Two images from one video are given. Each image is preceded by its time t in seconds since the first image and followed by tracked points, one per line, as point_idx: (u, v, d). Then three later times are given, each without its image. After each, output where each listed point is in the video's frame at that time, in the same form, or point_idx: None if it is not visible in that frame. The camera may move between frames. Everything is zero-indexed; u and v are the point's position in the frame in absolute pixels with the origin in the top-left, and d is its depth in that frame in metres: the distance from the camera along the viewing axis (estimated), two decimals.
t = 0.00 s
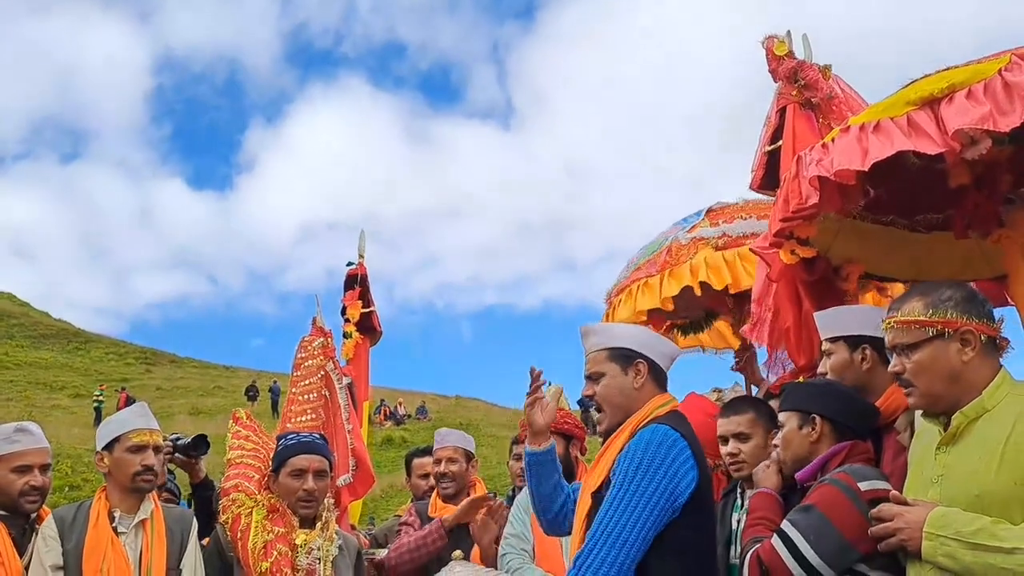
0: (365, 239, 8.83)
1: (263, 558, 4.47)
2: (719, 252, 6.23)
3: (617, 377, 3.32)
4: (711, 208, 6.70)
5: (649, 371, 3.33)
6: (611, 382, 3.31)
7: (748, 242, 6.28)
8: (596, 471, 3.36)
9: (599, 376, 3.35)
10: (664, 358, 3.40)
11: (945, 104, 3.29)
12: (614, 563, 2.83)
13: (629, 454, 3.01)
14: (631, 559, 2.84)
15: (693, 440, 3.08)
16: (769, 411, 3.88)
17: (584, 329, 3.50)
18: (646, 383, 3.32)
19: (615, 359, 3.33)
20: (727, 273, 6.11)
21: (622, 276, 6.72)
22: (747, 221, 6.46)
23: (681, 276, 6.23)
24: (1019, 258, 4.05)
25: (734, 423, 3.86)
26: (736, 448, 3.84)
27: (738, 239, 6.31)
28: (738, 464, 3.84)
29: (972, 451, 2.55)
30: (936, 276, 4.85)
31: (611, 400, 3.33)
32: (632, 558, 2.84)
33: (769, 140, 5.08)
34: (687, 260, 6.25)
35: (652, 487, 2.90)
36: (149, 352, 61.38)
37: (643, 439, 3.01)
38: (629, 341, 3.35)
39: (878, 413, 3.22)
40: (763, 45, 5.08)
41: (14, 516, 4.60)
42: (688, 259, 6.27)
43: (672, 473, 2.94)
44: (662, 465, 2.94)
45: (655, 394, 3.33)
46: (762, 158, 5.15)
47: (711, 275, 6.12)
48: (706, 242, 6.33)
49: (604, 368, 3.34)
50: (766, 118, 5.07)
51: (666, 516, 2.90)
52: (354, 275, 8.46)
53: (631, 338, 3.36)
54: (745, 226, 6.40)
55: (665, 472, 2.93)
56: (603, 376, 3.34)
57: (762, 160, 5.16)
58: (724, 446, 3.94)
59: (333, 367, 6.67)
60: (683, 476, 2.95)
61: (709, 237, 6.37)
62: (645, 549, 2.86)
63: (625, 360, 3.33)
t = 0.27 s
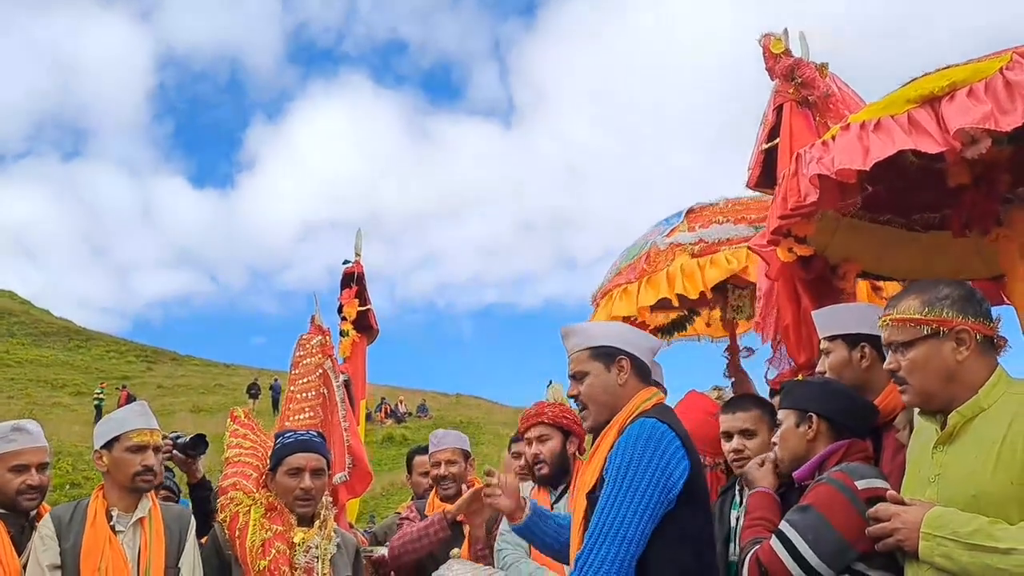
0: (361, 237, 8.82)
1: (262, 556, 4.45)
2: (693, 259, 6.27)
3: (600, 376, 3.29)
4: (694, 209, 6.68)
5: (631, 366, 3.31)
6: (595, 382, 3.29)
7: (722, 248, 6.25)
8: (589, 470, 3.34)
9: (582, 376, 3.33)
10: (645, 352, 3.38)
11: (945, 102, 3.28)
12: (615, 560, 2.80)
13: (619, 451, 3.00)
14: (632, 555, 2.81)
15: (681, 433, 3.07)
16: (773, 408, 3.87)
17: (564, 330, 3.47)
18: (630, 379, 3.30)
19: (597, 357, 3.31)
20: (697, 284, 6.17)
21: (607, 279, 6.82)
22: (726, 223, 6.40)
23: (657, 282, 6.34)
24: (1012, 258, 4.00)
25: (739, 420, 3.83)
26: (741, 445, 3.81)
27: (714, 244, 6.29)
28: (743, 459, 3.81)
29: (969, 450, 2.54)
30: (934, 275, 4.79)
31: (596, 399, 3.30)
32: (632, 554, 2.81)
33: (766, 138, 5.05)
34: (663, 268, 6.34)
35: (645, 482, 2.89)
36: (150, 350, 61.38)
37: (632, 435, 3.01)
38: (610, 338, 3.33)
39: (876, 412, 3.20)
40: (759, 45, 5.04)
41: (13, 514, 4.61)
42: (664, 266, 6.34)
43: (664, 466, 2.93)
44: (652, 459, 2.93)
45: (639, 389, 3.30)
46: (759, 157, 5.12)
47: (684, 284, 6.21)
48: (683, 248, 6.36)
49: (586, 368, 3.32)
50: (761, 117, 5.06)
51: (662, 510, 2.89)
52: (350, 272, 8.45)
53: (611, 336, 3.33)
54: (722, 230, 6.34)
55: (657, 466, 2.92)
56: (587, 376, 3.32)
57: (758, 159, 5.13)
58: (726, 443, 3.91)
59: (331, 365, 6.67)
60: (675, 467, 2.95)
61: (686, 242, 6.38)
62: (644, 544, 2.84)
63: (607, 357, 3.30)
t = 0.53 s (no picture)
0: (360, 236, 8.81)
1: (263, 555, 4.44)
2: (687, 261, 6.28)
3: (589, 376, 3.28)
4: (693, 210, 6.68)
5: (620, 363, 3.30)
6: (585, 382, 3.28)
7: (717, 251, 6.27)
8: (585, 468, 3.33)
9: (570, 377, 3.32)
10: (634, 349, 3.36)
11: (949, 98, 3.27)
12: (611, 560, 2.79)
13: (610, 450, 2.99)
14: (629, 553, 2.80)
15: (673, 427, 3.05)
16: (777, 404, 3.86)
17: (552, 332, 3.46)
18: (618, 377, 3.29)
19: (585, 356, 3.30)
20: (690, 287, 6.19)
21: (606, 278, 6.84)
22: (723, 226, 6.40)
23: (651, 283, 6.35)
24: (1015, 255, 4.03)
25: (744, 415, 3.82)
26: (745, 440, 3.79)
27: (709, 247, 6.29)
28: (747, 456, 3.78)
29: (966, 450, 2.52)
30: (934, 274, 4.76)
31: (585, 399, 3.29)
32: (628, 552, 2.80)
33: (766, 133, 5.03)
34: (658, 269, 6.36)
35: (637, 480, 2.88)
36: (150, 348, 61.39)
37: (622, 432, 2.99)
38: (597, 338, 3.31)
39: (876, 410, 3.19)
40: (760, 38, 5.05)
41: (13, 513, 4.61)
42: (659, 268, 6.37)
43: (656, 462, 2.91)
44: (643, 456, 2.92)
45: (629, 386, 3.29)
46: (759, 153, 5.10)
47: (678, 286, 6.23)
48: (678, 250, 6.37)
49: (574, 369, 3.31)
50: (762, 112, 5.04)
51: (656, 506, 2.87)
52: (349, 271, 8.44)
53: (598, 335, 3.32)
54: (719, 233, 6.34)
55: (649, 462, 2.90)
56: (575, 377, 3.31)
57: (758, 154, 5.11)
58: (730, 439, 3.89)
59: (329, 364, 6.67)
60: (667, 463, 2.92)
61: (682, 244, 6.38)
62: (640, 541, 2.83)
63: (594, 357, 3.29)
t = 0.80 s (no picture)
0: (359, 234, 8.80)
1: (263, 554, 4.44)
2: (693, 256, 6.24)
3: (586, 376, 3.28)
4: (708, 208, 6.66)
5: (616, 361, 3.29)
6: (582, 382, 3.28)
7: (724, 247, 6.19)
8: (584, 467, 3.32)
9: (569, 378, 3.33)
10: (629, 346, 3.35)
11: (955, 92, 3.25)
12: (612, 562, 2.78)
13: (609, 451, 2.98)
14: (630, 555, 2.79)
15: (671, 426, 3.04)
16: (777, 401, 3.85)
17: (550, 334, 3.47)
18: (615, 375, 3.28)
19: (581, 356, 3.30)
20: (694, 281, 6.14)
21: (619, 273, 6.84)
22: (732, 224, 6.35)
23: (659, 278, 6.33)
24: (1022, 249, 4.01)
25: (746, 413, 3.81)
26: (746, 437, 3.77)
27: (716, 242, 6.23)
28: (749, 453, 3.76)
29: (965, 450, 2.51)
30: (936, 271, 4.76)
31: (584, 399, 3.30)
32: (628, 554, 2.80)
33: (768, 129, 5.04)
34: (665, 264, 6.34)
35: (636, 481, 2.87)
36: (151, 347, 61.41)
37: (620, 433, 2.99)
38: (592, 337, 3.31)
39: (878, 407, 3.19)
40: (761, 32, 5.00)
41: (13, 511, 4.61)
42: (667, 263, 6.34)
43: (655, 462, 2.90)
44: (642, 456, 2.91)
45: (628, 385, 3.28)
46: (761, 148, 5.11)
47: (683, 280, 6.19)
48: (685, 246, 6.34)
49: (572, 369, 3.31)
50: (765, 108, 5.02)
51: (656, 506, 2.87)
52: (348, 269, 8.43)
53: (593, 334, 3.33)
54: (727, 230, 6.29)
55: (648, 463, 2.89)
56: (573, 377, 3.32)
57: (761, 149, 5.12)
58: (731, 437, 3.87)
59: (329, 362, 6.65)
60: (666, 463, 2.91)
61: (690, 240, 6.35)
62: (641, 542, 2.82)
63: (590, 357, 3.29)
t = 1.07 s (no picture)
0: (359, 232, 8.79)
1: (263, 552, 4.43)
2: (692, 255, 6.23)
3: (590, 376, 3.27)
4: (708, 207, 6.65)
5: (621, 361, 3.27)
6: (587, 383, 3.27)
7: (720, 243, 6.18)
8: (581, 464, 3.30)
9: (573, 378, 3.31)
10: (634, 345, 3.33)
11: (953, 89, 3.24)
12: (597, 561, 2.77)
13: (604, 450, 2.97)
14: (617, 553, 2.78)
15: (669, 427, 3.02)
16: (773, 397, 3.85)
17: (553, 334, 3.45)
18: (620, 375, 3.27)
19: (585, 356, 3.28)
20: (694, 281, 6.13)
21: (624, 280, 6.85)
22: (730, 221, 6.33)
23: (661, 279, 6.32)
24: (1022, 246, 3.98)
25: (742, 410, 3.79)
26: (744, 435, 3.76)
27: (714, 241, 6.22)
28: (746, 451, 3.75)
29: (964, 448, 2.50)
30: (937, 264, 4.76)
31: (589, 400, 3.29)
32: (615, 554, 2.78)
33: (768, 125, 5.02)
34: (665, 265, 6.33)
35: (627, 482, 2.86)
36: (152, 345, 61.42)
37: (618, 431, 2.97)
38: (595, 337, 3.29)
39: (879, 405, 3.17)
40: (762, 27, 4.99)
41: (12, 510, 4.60)
42: (667, 263, 6.33)
43: (650, 463, 2.89)
44: (635, 457, 2.89)
45: (632, 385, 3.27)
46: (761, 144, 5.09)
47: (684, 280, 6.17)
48: (684, 246, 6.33)
49: (576, 370, 3.30)
50: (765, 104, 5.00)
51: (648, 507, 2.85)
52: (348, 267, 8.42)
53: (597, 334, 3.30)
54: (725, 226, 6.28)
55: (641, 464, 2.88)
56: (578, 378, 3.30)
57: (761, 145, 5.10)
58: (728, 435, 3.86)
59: (326, 360, 6.63)
60: (661, 465, 2.90)
61: (688, 240, 6.36)
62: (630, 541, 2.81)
63: (594, 357, 3.27)
